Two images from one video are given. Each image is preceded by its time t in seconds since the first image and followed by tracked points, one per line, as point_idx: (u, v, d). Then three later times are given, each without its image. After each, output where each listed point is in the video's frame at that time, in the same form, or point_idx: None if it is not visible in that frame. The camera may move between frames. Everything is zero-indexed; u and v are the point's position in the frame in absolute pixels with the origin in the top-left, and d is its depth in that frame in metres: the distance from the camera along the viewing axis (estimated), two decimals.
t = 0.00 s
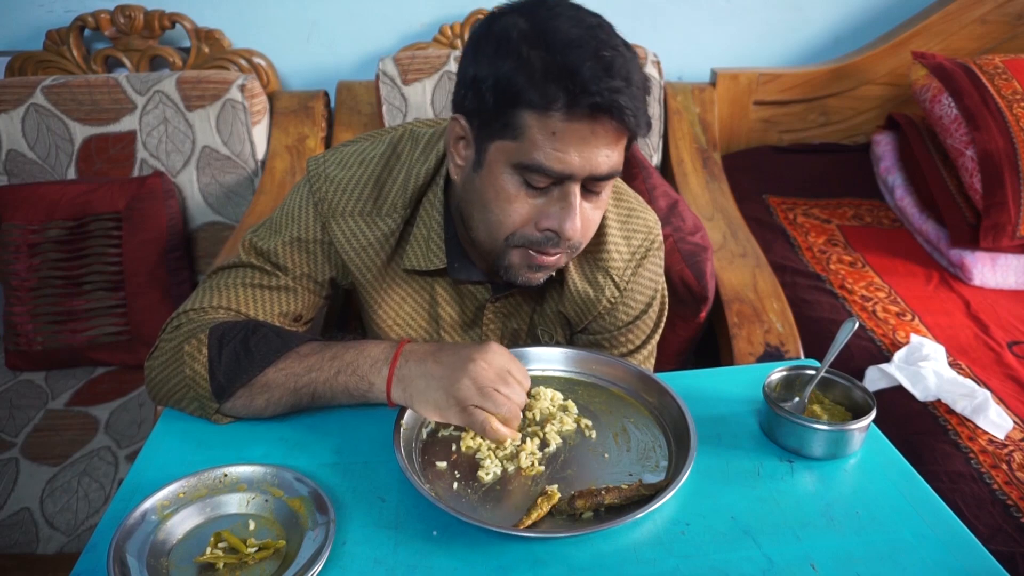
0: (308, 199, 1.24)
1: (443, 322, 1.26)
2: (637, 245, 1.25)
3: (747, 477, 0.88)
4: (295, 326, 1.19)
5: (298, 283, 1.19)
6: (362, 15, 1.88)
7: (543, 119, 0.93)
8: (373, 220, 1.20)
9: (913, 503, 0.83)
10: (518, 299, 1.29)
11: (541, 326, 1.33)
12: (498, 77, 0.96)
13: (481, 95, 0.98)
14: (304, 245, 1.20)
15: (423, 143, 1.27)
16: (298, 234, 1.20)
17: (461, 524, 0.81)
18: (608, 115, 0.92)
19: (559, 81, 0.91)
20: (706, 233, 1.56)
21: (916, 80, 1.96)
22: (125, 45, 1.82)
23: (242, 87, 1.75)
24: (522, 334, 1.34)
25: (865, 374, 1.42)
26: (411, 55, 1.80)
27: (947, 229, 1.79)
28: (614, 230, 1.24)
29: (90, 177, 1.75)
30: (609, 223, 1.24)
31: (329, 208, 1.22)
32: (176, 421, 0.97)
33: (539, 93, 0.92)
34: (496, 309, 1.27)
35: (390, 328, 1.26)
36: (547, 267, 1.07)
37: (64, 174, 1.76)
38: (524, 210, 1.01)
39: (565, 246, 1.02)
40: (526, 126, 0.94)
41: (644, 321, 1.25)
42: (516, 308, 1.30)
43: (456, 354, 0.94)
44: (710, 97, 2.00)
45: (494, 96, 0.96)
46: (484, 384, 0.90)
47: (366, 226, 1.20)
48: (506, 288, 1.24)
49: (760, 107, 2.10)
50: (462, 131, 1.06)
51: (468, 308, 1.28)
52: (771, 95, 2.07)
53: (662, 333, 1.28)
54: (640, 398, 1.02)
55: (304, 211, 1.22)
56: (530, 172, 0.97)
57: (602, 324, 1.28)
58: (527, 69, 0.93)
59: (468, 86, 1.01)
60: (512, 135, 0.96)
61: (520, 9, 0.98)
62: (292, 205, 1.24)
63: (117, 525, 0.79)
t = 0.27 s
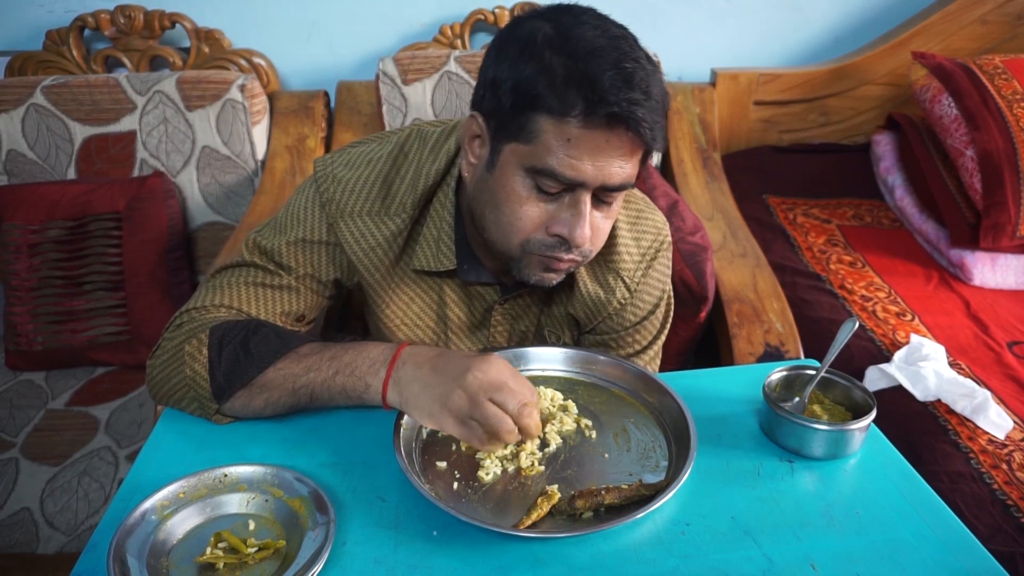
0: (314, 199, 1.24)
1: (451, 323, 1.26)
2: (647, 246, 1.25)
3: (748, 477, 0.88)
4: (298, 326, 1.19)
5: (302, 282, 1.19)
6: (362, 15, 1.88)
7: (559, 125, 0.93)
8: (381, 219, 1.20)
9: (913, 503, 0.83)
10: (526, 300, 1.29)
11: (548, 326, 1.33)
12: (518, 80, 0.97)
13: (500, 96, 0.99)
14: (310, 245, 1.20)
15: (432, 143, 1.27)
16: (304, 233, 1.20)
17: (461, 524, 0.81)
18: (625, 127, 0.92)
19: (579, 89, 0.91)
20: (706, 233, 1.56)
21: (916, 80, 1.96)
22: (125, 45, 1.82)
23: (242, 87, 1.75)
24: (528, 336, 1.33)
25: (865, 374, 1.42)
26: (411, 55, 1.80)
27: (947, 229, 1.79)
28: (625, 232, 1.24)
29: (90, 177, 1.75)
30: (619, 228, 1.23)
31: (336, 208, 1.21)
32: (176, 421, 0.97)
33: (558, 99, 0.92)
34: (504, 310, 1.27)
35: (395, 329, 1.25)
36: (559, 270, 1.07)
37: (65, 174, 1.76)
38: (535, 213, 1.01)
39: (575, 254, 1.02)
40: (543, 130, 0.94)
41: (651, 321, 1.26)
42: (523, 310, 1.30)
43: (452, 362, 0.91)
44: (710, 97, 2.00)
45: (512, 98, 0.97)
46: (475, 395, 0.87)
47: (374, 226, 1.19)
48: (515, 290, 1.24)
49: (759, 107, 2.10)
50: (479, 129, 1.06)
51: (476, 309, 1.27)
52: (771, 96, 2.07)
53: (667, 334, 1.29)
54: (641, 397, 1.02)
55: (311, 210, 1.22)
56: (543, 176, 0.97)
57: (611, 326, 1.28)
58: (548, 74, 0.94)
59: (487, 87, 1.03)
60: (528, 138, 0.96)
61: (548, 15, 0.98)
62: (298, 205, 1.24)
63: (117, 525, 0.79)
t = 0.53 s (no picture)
0: (327, 194, 1.23)
1: (459, 322, 1.25)
2: (657, 246, 1.26)
3: (748, 478, 0.88)
4: (306, 326, 1.19)
5: (313, 280, 1.19)
6: (362, 15, 1.88)
7: (566, 110, 0.93)
8: (393, 216, 1.20)
9: (913, 503, 0.83)
10: (536, 298, 1.28)
11: (556, 326, 1.32)
12: (524, 69, 0.97)
13: (508, 90, 0.99)
14: (321, 242, 1.19)
15: (447, 141, 1.27)
16: (315, 230, 1.19)
17: (461, 524, 0.81)
18: (632, 108, 0.92)
19: (584, 72, 0.92)
20: (706, 233, 1.56)
21: (916, 80, 1.96)
22: (125, 45, 1.82)
23: (242, 87, 1.75)
24: (535, 335, 1.32)
25: (865, 374, 1.42)
26: (411, 55, 1.80)
27: (947, 229, 1.79)
28: (636, 232, 1.23)
29: (90, 177, 1.75)
30: (631, 225, 1.23)
31: (349, 203, 1.21)
32: (178, 421, 0.97)
33: (565, 83, 0.93)
34: (513, 308, 1.26)
35: (404, 328, 1.25)
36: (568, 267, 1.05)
37: (65, 174, 1.76)
38: (540, 203, 1.01)
39: (581, 245, 1.01)
40: (549, 116, 0.94)
41: (659, 322, 1.27)
42: (533, 310, 1.30)
43: (462, 385, 0.89)
44: (710, 97, 2.00)
45: (519, 90, 0.97)
46: (475, 423, 0.84)
47: (386, 223, 1.19)
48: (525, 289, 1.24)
49: (759, 107, 2.11)
50: (487, 126, 1.07)
51: (485, 307, 1.27)
52: (771, 96, 2.07)
53: (673, 335, 1.31)
54: (641, 397, 1.03)
55: (323, 206, 1.22)
56: (549, 164, 0.97)
57: (619, 326, 1.28)
58: (554, 61, 0.94)
59: (495, 82, 1.03)
60: (534, 126, 0.96)
61: (552, 10, 0.99)
62: (311, 199, 1.24)
63: (118, 525, 0.79)
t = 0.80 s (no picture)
0: (330, 194, 1.23)
1: (459, 321, 1.25)
2: (661, 245, 1.26)
3: (748, 478, 0.88)
4: (307, 327, 1.19)
5: (313, 282, 1.19)
6: (362, 15, 1.88)
7: (566, 98, 0.93)
8: (396, 216, 1.20)
9: (913, 503, 0.84)
10: (538, 298, 1.28)
11: (559, 325, 1.32)
12: (525, 60, 0.97)
13: (508, 83, 1.00)
14: (323, 242, 1.20)
15: (450, 140, 1.27)
16: (318, 231, 1.19)
17: (461, 524, 0.81)
18: (633, 95, 0.93)
19: (584, 59, 0.92)
20: (706, 233, 1.56)
21: (916, 80, 1.96)
22: (125, 45, 1.82)
23: (242, 87, 1.75)
24: (538, 334, 1.32)
25: (865, 374, 1.42)
26: (411, 55, 1.80)
27: (947, 229, 1.79)
28: (639, 230, 1.23)
29: (90, 177, 1.75)
30: (634, 223, 1.23)
31: (352, 204, 1.21)
32: (177, 421, 0.97)
33: (566, 71, 0.93)
34: (515, 307, 1.26)
35: (406, 328, 1.26)
36: (560, 260, 1.05)
37: (65, 174, 1.76)
38: (542, 196, 1.00)
39: (580, 238, 1.01)
40: (550, 105, 0.94)
41: (662, 322, 1.27)
42: (535, 309, 1.29)
43: (454, 377, 0.88)
44: (710, 97, 2.00)
45: (520, 80, 0.97)
46: (469, 415, 0.83)
47: (389, 222, 1.20)
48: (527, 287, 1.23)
49: (759, 107, 2.11)
50: (491, 120, 1.07)
51: (487, 305, 1.26)
52: (771, 96, 2.07)
53: (676, 335, 1.31)
54: (641, 398, 1.03)
55: (325, 206, 1.22)
56: (550, 154, 0.96)
57: (623, 325, 1.28)
58: (554, 49, 0.95)
59: (497, 77, 1.04)
60: (536, 116, 0.96)
61: (553, 5, 1.01)
62: (314, 200, 1.24)
63: (118, 525, 0.79)
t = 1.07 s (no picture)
0: (332, 194, 1.23)
1: (460, 321, 1.25)
2: (661, 246, 1.26)
3: (747, 478, 0.88)
4: (308, 327, 1.19)
5: (314, 282, 1.19)
6: (362, 15, 1.88)
7: (564, 101, 0.93)
8: (398, 216, 1.20)
9: (913, 503, 0.83)
10: (539, 298, 1.28)
11: (560, 326, 1.32)
12: (524, 62, 0.98)
13: (508, 82, 1.00)
14: (325, 242, 1.19)
15: (452, 141, 1.28)
16: (319, 231, 1.19)
17: (461, 525, 0.81)
18: (630, 99, 0.92)
19: (582, 62, 0.92)
20: (706, 233, 1.56)
21: (916, 80, 1.96)
22: (125, 45, 1.82)
23: (242, 87, 1.75)
24: (538, 335, 1.33)
25: (865, 374, 1.42)
26: (411, 55, 1.80)
27: (947, 229, 1.79)
28: (639, 231, 1.24)
29: (90, 177, 1.75)
30: (634, 224, 1.23)
31: (354, 204, 1.21)
32: (178, 421, 0.97)
33: (564, 73, 0.93)
34: (516, 308, 1.26)
35: (406, 328, 1.26)
36: (569, 258, 1.04)
37: (65, 174, 1.76)
38: (541, 196, 1.00)
39: (583, 237, 1.01)
40: (549, 108, 0.94)
41: (662, 322, 1.27)
42: (535, 309, 1.30)
43: (457, 383, 0.89)
44: (710, 97, 2.00)
45: (520, 81, 0.98)
46: (471, 424, 0.84)
47: (390, 222, 1.20)
48: (528, 288, 1.23)
49: (759, 107, 2.11)
50: (491, 120, 1.07)
51: (487, 307, 1.26)
52: (771, 96, 2.07)
53: (676, 336, 1.31)
54: (641, 398, 1.03)
55: (327, 206, 1.22)
56: (549, 155, 0.96)
57: (622, 326, 1.28)
58: (553, 51, 0.95)
59: (497, 76, 1.04)
60: (534, 118, 0.96)
61: (555, 6, 1.00)
62: (316, 200, 1.23)
63: (118, 525, 0.79)
